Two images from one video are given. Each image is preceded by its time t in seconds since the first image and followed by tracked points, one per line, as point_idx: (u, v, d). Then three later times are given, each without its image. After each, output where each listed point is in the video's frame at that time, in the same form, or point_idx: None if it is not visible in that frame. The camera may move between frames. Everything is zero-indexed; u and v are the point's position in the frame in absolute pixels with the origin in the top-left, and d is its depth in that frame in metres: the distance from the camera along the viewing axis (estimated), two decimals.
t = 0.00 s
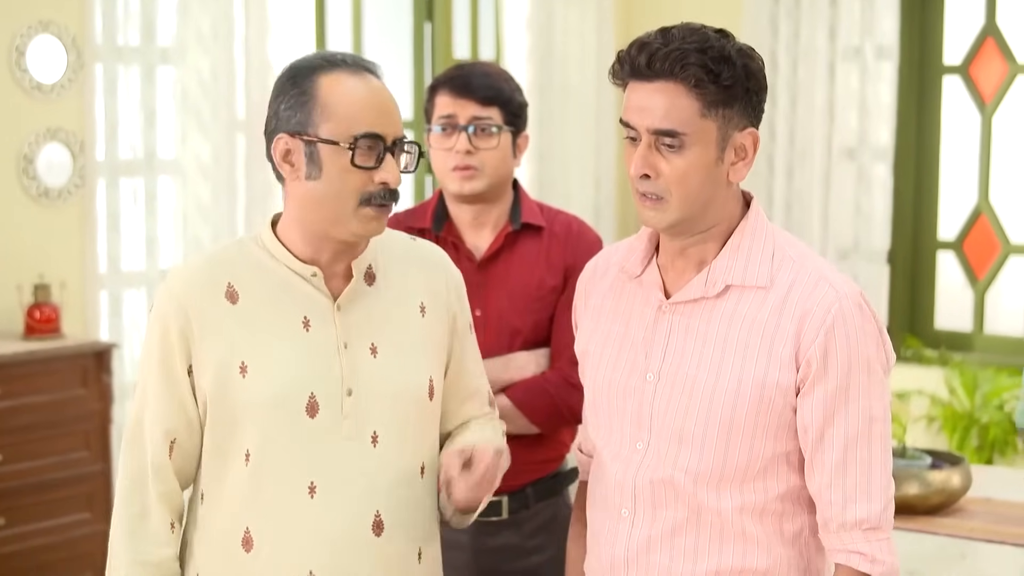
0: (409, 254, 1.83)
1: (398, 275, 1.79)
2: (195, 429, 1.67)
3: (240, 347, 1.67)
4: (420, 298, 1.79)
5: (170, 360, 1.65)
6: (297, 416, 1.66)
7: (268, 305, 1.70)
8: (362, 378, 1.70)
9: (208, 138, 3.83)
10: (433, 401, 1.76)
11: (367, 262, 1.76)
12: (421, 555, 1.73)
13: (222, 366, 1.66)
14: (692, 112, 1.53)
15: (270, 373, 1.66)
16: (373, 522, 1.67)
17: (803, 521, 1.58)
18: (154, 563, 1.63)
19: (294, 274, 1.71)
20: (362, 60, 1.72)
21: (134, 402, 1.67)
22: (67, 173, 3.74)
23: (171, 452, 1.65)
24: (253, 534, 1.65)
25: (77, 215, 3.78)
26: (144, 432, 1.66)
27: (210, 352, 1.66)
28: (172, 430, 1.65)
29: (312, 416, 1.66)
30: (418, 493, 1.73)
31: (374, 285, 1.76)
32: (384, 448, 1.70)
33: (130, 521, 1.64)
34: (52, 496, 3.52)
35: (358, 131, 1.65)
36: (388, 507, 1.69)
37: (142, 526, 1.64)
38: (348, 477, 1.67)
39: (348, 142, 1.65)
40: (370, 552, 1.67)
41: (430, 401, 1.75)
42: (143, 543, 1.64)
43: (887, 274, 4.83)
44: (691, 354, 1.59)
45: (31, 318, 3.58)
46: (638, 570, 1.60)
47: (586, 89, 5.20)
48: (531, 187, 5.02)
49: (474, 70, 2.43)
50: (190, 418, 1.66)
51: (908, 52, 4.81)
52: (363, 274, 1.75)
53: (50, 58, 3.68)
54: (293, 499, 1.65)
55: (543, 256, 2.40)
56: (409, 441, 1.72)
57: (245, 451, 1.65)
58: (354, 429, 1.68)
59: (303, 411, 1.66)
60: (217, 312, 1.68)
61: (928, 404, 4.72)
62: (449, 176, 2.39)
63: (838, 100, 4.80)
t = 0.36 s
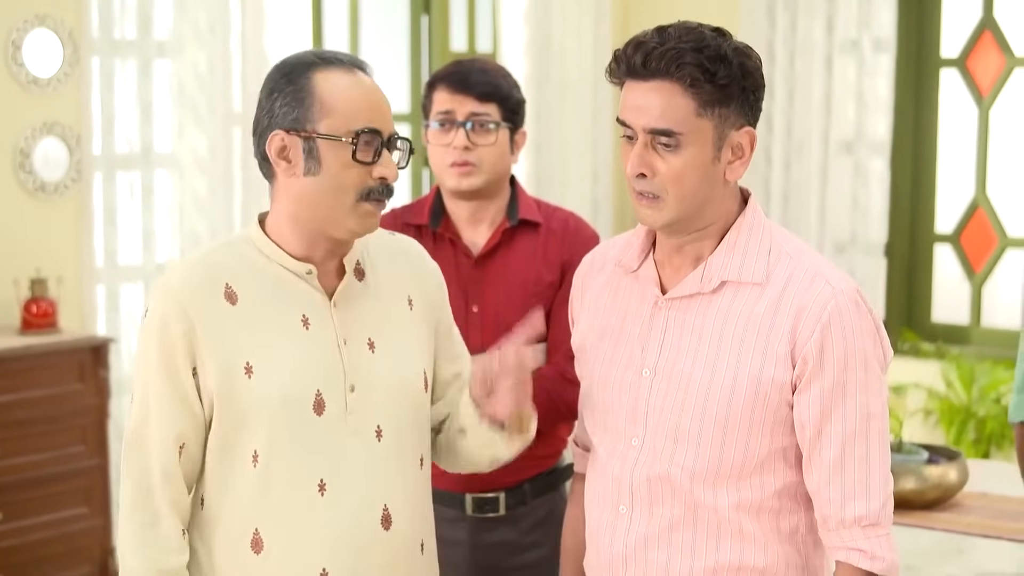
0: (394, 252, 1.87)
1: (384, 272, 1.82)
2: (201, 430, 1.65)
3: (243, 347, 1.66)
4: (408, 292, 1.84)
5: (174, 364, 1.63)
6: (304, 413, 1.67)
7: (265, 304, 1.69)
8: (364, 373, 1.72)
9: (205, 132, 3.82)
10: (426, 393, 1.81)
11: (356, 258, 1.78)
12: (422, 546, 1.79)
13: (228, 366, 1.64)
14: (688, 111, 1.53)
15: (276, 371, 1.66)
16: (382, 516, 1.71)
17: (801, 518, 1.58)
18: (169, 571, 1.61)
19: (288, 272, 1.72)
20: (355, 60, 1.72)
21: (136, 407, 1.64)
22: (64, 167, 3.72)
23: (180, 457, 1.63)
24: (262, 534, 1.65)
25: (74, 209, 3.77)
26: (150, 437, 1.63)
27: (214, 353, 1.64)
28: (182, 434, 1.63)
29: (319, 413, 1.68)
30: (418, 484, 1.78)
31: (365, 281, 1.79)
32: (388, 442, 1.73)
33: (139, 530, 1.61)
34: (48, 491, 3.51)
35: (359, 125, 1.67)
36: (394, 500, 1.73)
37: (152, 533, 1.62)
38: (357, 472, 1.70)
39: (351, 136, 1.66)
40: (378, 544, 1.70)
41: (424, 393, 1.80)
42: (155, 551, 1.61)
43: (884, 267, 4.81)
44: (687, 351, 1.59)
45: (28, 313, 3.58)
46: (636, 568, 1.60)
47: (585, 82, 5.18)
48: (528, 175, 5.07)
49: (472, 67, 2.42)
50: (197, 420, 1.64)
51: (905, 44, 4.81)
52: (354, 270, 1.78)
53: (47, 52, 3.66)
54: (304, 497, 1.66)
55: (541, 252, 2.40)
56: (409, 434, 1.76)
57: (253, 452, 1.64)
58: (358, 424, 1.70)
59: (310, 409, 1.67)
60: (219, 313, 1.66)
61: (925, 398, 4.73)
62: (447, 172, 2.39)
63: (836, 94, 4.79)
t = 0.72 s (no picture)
0: (400, 252, 1.86)
1: (387, 272, 1.81)
2: (194, 428, 1.66)
3: (235, 346, 1.66)
4: (411, 295, 1.82)
5: (167, 363, 1.64)
6: (293, 415, 1.67)
7: (261, 304, 1.70)
8: (358, 375, 1.72)
9: (205, 130, 3.82)
10: (425, 396, 1.79)
11: (358, 259, 1.78)
12: (416, 549, 1.77)
13: (219, 365, 1.65)
14: (688, 110, 1.53)
15: (267, 372, 1.66)
16: (371, 519, 1.70)
17: (802, 518, 1.58)
18: (161, 567, 1.62)
19: (286, 271, 1.72)
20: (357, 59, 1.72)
21: (130, 403, 1.66)
22: (64, 165, 3.72)
23: (172, 453, 1.64)
24: (250, 533, 1.65)
25: (74, 207, 3.77)
26: (143, 433, 1.64)
27: (207, 351, 1.65)
28: (174, 430, 1.64)
29: (309, 413, 1.67)
30: (413, 488, 1.76)
31: (366, 282, 1.78)
32: (381, 445, 1.72)
33: (133, 525, 1.62)
34: (49, 489, 3.51)
35: (342, 130, 1.65)
36: (385, 504, 1.72)
37: (147, 528, 1.62)
38: (348, 474, 1.69)
39: (331, 141, 1.65)
40: (367, 548, 1.70)
41: (422, 397, 1.78)
42: (148, 546, 1.62)
43: (884, 264, 4.83)
44: (688, 350, 1.59)
45: (29, 311, 3.58)
46: (637, 568, 1.60)
47: (585, 79, 5.18)
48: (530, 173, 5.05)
49: (475, 64, 2.43)
50: (189, 417, 1.66)
51: (906, 41, 4.81)
52: (355, 271, 1.77)
53: (47, 50, 3.66)
54: (293, 498, 1.66)
55: (541, 251, 2.40)
56: (403, 439, 1.74)
57: (242, 450, 1.65)
58: (351, 425, 1.70)
59: (300, 409, 1.67)
60: (213, 311, 1.67)
61: (926, 395, 4.73)
62: (448, 169, 2.38)
63: (837, 91, 4.79)
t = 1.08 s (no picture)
0: (408, 250, 1.85)
1: (391, 270, 1.81)
2: (187, 422, 1.71)
3: (226, 341, 1.70)
4: (416, 292, 1.81)
5: (161, 358, 1.69)
6: (283, 409, 1.68)
7: (258, 300, 1.72)
8: (351, 373, 1.72)
9: (208, 131, 3.82)
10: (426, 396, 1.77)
11: (361, 257, 1.77)
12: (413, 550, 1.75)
13: (210, 360, 1.69)
14: (691, 110, 1.53)
15: (257, 368, 1.68)
16: (361, 517, 1.69)
17: (805, 521, 1.57)
18: (149, 557, 1.66)
19: (285, 268, 1.74)
20: (361, 60, 1.71)
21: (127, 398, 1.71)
22: (67, 166, 3.73)
23: (164, 446, 1.69)
24: (242, 528, 1.67)
25: (77, 208, 3.78)
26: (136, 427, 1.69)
27: (199, 347, 1.69)
28: (165, 423, 1.69)
29: (298, 410, 1.68)
30: (410, 488, 1.74)
31: (367, 279, 1.78)
32: (373, 443, 1.71)
33: (124, 516, 1.67)
34: (51, 490, 3.51)
35: (338, 135, 1.65)
36: (377, 503, 1.71)
37: (136, 519, 1.67)
38: (339, 472, 1.69)
39: (328, 145, 1.65)
40: (357, 546, 1.69)
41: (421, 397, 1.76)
42: (137, 537, 1.67)
43: (887, 265, 4.83)
44: (691, 352, 1.59)
45: (31, 312, 3.58)
46: (638, 570, 1.61)
47: (587, 79, 5.19)
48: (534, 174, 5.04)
49: (481, 64, 2.44)
50: (181, 412, 1.71)
51: (909, 41, 4.81)
52: (356, 268, 1.77)
53: (50, 51, 3.67)
54: (281, 494, 1.67)
55: (544, 252, 2.40)
56: (398, 437, 1.73)
57: (233, 444, 1.68)
58: (342, 422, 1.70)
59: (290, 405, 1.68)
60: (209, 306, 1.71)
61: (929, 395, 4.73)
62: (452, 168, 2.39)
63: (839, 91, 4.79)
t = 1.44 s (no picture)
0: (413, 251, 1.85)
1: (395, 272, 1.81)
2: (190, 420, 1.72)
3: (230, 339, 1.70)
4: (420, 295, 1.81)
5: (164, 357, 1.70)
6: (284, 409, 1.67)
7: (262, 299, 1.72)
8: (353, 373, 1.71)
9: (209, 132, 3.82)
10: (428, 398, 1.77)
11: (367, 257, 1.77)
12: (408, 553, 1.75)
13: (212, 358, 1.69)
14: (693, 107, 1.54)
15: (258, 368, 1.68)
16: (360, 518, 1.69)
17: (803, 522, 1.57)
18: (154, 554, 1.68)
19: (289, 268, 1.74)
20: (361, 58, 1.72)
21: (132, 396, 1.73)
22: (69, 168, 3.74)
23: (167, 443, 1.71)
24: (241, 526, 1.67)
25: (79, 209, 3.78)
26: (140, 424, 1.71)
27: (202, 347, 1.70)
28: (167, 421, 1.70)
29: (300, 409, 1.68)
30: (410, 489, 1.74)
31: (372, 280, 1.78)
32: (374, 444, 1.71)
33: (128, 513, 1.68)
34: (54, 490, 3.52)
35: (333, 130, 1.65)
36: (376, 505, 1.70)
37: (140, 517, 1.69)
38: (338, 472, 1.69)
39: (324, 141, 1.65)
40: (357, 547, 1.69)
41: (424, 398, 1.76)
42: (141, 534, 1.68)
43: (889, 266, 4.83)
44: (691, 351, 1.60)
45: (33, 313, 3.59)
46: (636, 568, 1.61)
47: (589, 79, 5.19)
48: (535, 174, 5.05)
49: (487, 63, 2.44)
50: (184, 410, 1.72)
51: (910, 41, 4.81)
52: (361, 269, 1.77)
53: (52, 52, 3.67)
54: (280, 493, 1.67)
55: (546, 250, 2.40)
56: (400, 438, 1.72)
57: (234, 443, 1.68)
58: (343, 423, 1.69)
59: (291, 405, 1.68)
60: (212, 304, 1.71)
61: (931, 395, 4.72)
62: (456, 166, 2.39)
63: (841, 92, 4.79)
